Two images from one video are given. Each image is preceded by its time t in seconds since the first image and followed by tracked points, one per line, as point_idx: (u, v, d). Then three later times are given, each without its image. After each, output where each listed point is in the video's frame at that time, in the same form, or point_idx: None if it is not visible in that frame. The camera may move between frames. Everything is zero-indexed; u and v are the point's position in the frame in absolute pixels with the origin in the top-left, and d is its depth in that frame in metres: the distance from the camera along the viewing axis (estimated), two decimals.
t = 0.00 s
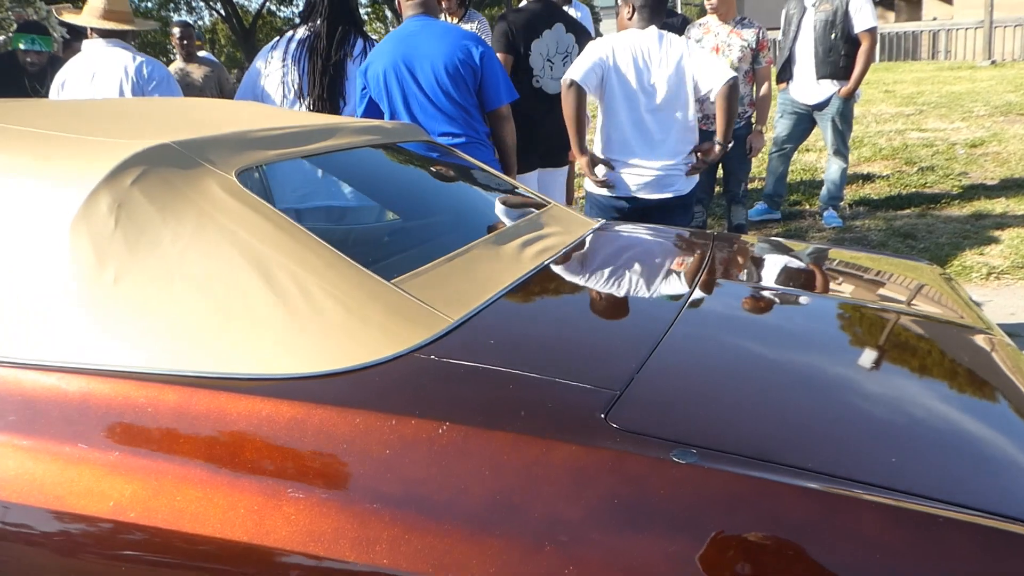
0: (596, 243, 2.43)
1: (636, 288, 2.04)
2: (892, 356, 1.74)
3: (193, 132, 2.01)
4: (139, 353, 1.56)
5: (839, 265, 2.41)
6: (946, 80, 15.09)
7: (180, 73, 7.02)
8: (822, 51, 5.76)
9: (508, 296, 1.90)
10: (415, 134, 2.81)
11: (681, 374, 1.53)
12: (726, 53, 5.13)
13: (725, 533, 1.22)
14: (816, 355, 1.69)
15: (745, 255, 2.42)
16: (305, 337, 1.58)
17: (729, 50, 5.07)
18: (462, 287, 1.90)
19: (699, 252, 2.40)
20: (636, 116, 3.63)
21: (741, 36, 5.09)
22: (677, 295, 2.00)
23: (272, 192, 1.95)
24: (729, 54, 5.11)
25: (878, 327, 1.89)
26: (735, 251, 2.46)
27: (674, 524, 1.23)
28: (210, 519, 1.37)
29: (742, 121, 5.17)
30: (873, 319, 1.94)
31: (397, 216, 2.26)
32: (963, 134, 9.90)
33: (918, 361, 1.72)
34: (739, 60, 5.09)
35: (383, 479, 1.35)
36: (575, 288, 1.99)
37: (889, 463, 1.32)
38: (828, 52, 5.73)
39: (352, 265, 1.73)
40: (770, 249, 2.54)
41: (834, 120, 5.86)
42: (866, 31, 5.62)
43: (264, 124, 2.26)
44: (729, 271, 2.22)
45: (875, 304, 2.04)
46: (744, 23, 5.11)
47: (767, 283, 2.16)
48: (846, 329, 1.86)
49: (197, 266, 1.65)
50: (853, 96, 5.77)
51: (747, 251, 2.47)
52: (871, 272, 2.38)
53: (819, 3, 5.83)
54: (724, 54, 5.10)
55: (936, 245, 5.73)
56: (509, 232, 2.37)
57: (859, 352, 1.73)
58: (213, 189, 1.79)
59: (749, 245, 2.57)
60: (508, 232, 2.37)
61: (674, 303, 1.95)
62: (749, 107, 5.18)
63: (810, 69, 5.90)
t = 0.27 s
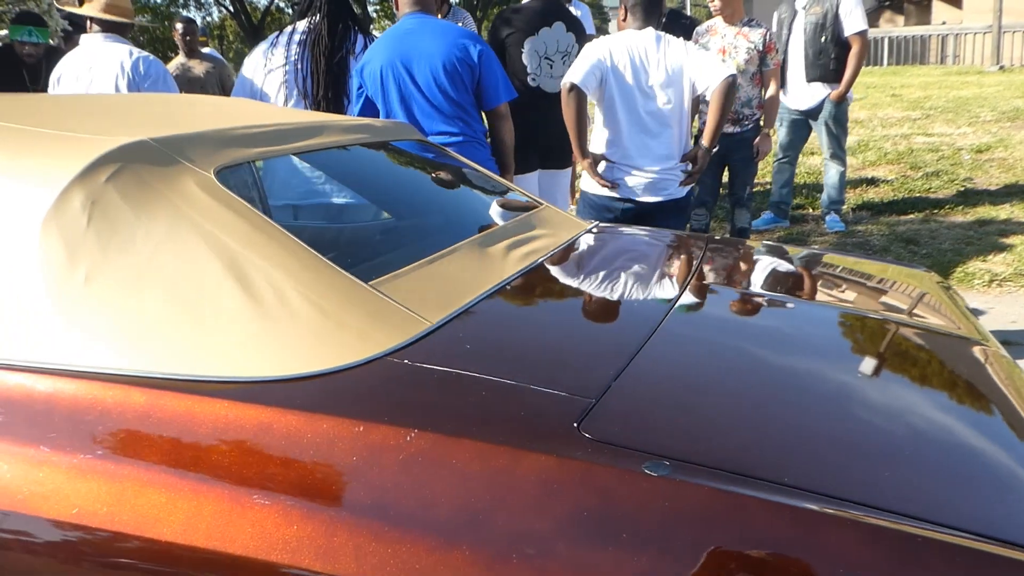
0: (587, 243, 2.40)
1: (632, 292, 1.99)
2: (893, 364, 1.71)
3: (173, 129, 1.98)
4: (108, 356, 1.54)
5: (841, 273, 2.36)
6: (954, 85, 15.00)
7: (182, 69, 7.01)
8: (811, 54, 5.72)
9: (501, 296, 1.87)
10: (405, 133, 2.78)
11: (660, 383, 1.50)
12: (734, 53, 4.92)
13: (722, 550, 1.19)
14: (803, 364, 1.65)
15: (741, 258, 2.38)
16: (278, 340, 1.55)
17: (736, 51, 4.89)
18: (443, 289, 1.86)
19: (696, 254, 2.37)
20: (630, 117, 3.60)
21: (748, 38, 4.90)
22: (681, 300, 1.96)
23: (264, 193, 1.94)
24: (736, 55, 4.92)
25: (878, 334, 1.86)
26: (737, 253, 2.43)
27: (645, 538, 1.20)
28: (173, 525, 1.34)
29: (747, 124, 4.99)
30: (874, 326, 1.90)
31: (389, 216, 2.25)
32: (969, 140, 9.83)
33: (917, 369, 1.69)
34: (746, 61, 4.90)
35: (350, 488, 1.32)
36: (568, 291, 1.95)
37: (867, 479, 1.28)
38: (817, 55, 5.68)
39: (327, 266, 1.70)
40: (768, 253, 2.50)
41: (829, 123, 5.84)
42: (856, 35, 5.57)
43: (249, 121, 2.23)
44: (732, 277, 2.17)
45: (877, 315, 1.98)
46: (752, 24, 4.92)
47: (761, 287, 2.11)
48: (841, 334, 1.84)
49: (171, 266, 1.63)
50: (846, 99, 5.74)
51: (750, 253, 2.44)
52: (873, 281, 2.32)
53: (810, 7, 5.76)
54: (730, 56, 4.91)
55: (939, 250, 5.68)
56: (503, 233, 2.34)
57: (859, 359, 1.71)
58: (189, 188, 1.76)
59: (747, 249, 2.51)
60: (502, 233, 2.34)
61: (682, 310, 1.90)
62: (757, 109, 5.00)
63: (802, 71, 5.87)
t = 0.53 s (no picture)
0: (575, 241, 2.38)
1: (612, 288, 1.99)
2: (894, 368, 1.69)
3: (159, 124, 1.96)
4: (87, 353, 1.52)
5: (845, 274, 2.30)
6: (961, 85, 14.92)
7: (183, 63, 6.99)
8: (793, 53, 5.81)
9: (501, 294, 1.87)
10: (399, 129, 2.76)
11: (643, 387, 1.48)
12: (739, 52, 4.83)
13: (721, 560, 1.17)
14: (791, 368, 1.63)
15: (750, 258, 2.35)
16: (257, 339, 1.53)
17: (741, 51, 4.80)
18: (429, 288, 1.84)
19: (688, 254, 2.35)
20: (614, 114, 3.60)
21: (754, 36, 4.79)
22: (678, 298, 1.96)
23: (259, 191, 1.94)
24: (742, 55, 4.82)
25: (881, 338, 1.83)
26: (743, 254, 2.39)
27: (620, 545, 1.18)
28: (146, 526, 1.33)
29: (753, 123, 4.90)
30: (878, 330, 1.87)
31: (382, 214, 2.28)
32: (975, 141, 9.76)
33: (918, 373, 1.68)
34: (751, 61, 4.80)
35: (325, 490, 1.30)
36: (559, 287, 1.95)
37: (849, 486, 1.26)
38: (799, 53, 5.77)
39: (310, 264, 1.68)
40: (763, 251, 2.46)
41: (821, 123, 5.78)
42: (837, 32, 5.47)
43: (239, 117, 2.21)
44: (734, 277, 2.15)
45: (880, 319, 1.94)
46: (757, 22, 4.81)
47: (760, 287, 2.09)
48: (831, 337, 1.82)
49: (151, 263, 1.61)
50: (831, 97, 5.72)
51: (753, 254, 2.40)
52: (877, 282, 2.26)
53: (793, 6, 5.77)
54: (736, 55, 4.83)
55: (941, 252, 5.63)
56: (491, 231, 2.33)
57: (860, 364, 1.69)
58: (172, 184, 1.74)
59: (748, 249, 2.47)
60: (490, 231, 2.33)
61: (681, 307, 1.91)
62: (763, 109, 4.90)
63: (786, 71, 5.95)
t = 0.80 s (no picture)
0: (578, 240, 2.37)
1: (606, 283, 1.99)
2: (902, 368, 1.67)
3: (159, 122, 1.96)
4: (83, 351, 1.52)
5: (857, 274, 2.27)
6: (973, 82, 14.79)
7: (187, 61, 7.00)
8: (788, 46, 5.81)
9: (510, 291, 1.87)
10: (401, 126, 2.74)
11: (641, 387, 1.47)
12: (745, 48, 4.81)
13: (732, 565, 1.15)
14: (790, 367, 1.61)
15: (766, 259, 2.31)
16: (251, 336, 1.52)
17: (748, 47, 4.78)
18: (427, 286, 1.83)
19: (694, 253, 2.32)
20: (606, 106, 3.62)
21: (762, 32, 4.75)
22: (684, 296, 1.95)
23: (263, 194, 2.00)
24: (749, 51, 4.79)
25: (891, 338, 1.81)
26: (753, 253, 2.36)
27: (611, 546, 1.17)
28: (137, 524, 1.32)
29: (761, 120, 4.85)
30: (888, 330, 1.85)
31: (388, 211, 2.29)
32: (987, 138, 9.68)
33: (927, 374, 1.65)
34: (759, 57, 4.77)
35: (315, 489, 1.29)
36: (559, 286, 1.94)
37: (845, 489, 1.25)
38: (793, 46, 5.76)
39: (306, 262, 1.68)
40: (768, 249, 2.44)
41: (817, 118, 5.72)
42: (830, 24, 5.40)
43: (239, 113, 2.20)
44: (743, 277, 2.12)
45: (889, 319, 1.92)
46: (765, 18, 4.77)
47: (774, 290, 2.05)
48: (834, 336, 1.80)
49: (146, 259, 1.60)
50: (824, 91, 5.69)
51: (761, 253, 2.37)
52: (888, 281, 2.24)
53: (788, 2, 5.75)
54: (743, 51, 4.81)
55: (952, 250, 5.58)
56: (493, 228, 2.32)
57: (869, 363, 1.68)
58: (169, 180, 1.74)
59: (759, 248, 2.44)
60: (492, 228, 2.31)
61: (687, 307, 1.88)
62: (772, 105, 4.84)
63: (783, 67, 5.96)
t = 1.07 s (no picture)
0: (587, 235, 2.35)
1: (610, 278, 1.98)
2: (915, 369, 1.65)
3: (166, 115, 1.95)
4: (86, 343, 1.52)
5: (871, 273, 2.25)
6: (991, 80, 14.63)
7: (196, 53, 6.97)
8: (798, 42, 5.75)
9: (524, 286, 1.86)
10: (409, 120, 2.73)
11: (643, 384, 1.45)
12: (757, 45, 4.76)
13: (742, 567, 1.14)
14: (795, 365, 1.59)
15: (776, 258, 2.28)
16: (251, 330, 1.52)
17: (760, 44, 4.72)
18: (431, 280, 1.83)
19: (703, 250, 2.30)
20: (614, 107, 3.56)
21: (773, 28, 4.67)
22: (692, 292, 1.93)
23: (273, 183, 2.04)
24: (760, 47, 4.74)
25: (904, 337, 1.79)
26: (763, 250, 2.35)
27: (608, 545, 1.17)
28: (136, 516, 1.32)
29: (774, 117, 4.81)
30: (902, 330, 1.83)
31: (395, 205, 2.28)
32: (1004, 137, 9.57)
33: (940, 375, 1.63)
34: (770, 53, 4.71)
35: (313, 484, 1.29)
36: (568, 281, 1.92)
37: (847, 490, 1.23)
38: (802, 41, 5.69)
39: (309, 256, 1.67)
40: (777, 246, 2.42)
41: (826, 113, 5.63)
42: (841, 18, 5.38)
43: (246, 106, 2.19)
44: (751, 275, 2.09)
45: (903, 319, 1.90)
46: (778, 13, 4.68)
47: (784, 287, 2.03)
48: (845, 335, 1.78)
49: (149, 252, 1.61)
50: (833, 84, 5.58)
51: (772, 251, 2.35)
52: (902, 281, 2.21)
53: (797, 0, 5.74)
54: (755, 48, 4.76)
55: (967, 250, 5.52)
56: (500, 224, 2.31)
57: (882, 363, 1.66)
58: (173, 174, 1.74)
59: (771, 246, 2.42)
60: (499, 224, 2.30)
61: (696, 303, 1.87)
62: (783, 102, 4.80)
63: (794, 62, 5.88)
